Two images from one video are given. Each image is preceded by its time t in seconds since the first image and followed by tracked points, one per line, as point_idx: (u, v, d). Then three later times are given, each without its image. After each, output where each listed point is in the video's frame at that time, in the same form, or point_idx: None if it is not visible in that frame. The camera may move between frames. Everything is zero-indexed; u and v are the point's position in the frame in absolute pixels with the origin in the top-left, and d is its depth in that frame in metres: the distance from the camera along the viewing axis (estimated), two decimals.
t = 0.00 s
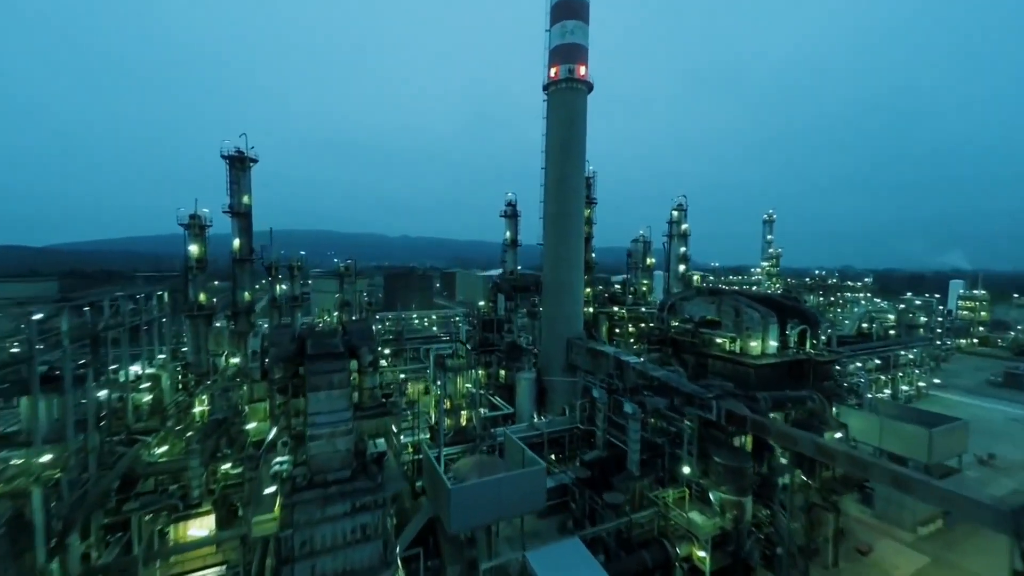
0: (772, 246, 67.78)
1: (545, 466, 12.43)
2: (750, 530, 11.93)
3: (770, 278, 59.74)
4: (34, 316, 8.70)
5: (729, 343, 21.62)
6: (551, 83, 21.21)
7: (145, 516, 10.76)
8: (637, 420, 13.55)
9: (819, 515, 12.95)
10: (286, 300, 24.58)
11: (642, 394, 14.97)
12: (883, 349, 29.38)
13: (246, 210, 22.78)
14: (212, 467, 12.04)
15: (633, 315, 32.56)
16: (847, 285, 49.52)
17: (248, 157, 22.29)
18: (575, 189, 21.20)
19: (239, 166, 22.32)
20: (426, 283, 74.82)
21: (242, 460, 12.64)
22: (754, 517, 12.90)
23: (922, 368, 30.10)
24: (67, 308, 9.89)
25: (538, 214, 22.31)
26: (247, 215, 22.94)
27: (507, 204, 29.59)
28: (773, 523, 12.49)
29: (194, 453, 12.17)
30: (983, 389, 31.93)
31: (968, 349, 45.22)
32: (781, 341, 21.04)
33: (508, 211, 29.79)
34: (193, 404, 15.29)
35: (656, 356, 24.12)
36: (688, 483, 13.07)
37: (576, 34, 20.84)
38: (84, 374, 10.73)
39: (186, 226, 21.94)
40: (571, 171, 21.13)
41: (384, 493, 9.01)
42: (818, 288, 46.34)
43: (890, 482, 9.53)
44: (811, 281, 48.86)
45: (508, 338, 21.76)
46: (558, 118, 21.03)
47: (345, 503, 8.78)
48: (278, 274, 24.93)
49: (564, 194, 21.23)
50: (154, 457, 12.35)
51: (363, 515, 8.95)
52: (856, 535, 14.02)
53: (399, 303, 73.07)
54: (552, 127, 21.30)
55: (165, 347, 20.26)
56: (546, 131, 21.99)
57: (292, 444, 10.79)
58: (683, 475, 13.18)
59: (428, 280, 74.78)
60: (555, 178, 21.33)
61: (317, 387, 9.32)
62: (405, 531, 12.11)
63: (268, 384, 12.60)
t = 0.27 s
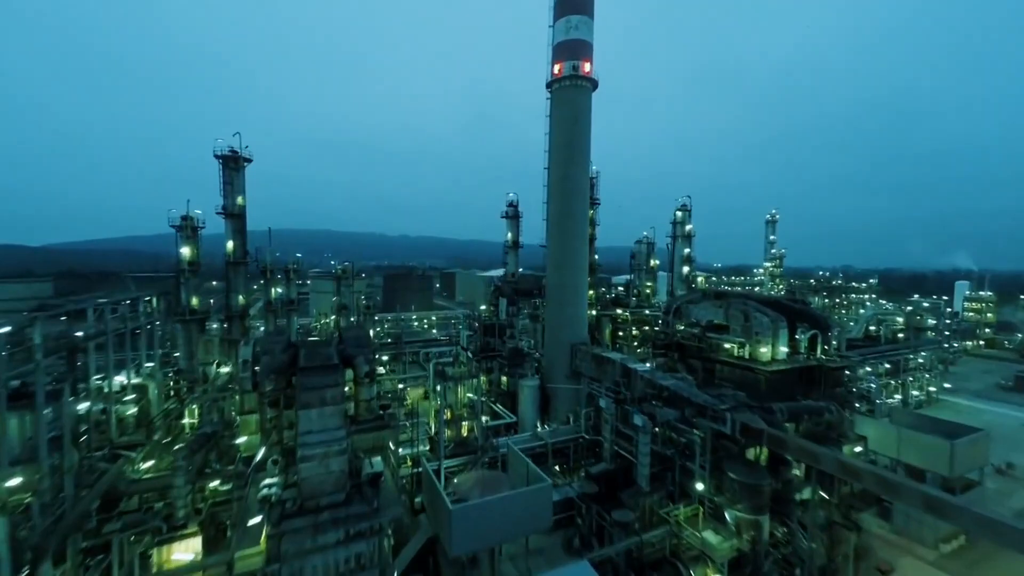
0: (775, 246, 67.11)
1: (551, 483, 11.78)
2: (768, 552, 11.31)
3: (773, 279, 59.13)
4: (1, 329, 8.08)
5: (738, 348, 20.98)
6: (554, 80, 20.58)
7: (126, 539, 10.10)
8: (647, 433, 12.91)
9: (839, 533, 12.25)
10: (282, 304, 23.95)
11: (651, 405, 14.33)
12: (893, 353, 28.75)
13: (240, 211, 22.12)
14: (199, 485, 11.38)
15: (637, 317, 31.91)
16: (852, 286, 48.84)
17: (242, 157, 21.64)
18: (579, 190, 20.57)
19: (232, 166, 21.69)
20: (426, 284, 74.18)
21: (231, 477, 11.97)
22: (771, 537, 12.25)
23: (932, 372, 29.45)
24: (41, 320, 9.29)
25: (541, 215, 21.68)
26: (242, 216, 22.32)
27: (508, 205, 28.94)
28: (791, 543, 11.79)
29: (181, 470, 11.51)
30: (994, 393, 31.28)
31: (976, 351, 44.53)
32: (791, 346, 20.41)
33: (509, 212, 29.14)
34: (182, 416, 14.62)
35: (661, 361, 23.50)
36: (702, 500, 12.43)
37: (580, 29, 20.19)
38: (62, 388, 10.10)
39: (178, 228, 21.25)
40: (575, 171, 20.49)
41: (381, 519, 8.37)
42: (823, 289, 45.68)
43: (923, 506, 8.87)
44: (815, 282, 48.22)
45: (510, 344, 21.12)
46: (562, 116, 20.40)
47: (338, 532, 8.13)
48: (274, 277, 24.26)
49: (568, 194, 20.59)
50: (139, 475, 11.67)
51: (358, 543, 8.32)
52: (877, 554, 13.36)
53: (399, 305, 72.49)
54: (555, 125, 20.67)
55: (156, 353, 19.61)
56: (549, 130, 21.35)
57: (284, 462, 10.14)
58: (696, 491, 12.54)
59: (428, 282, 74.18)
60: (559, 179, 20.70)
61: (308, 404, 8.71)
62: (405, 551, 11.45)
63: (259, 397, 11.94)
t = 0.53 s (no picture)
0: (778, 247, 66.41)
1: (560, 505, 11.03)
2: None
3: (777, 281, 58.51)
4: None
5: (749, 355, 20.24)
6: (559, 77, 19.81)
7: (101, 567, 9.40)
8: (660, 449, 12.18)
9: (865, 558, 11.58)
10: (276, 308, 23.17)
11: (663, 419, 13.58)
12: (905, 358, 27.97)
13: (233, 212, 21.35)
14: (182, 509, 10.58)
15: (641, 321, 31.13)
16: (858, 288, 48.12)
17: (234, 156, 20.86)
18: (585, 191, 19.80)
19: (225, 166, 20.91)
20: (426, 285, 73.56)
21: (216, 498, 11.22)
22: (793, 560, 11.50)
23: (945, 378, 28.67)
24: None
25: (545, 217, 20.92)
26: (235, 218, 21.55)
27: (510, 205, 28.18)
28: (814, 568, 11.04)
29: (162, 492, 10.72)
30: (1008, 399, 30.49)
31: (984, 354, 43.82)
32: (804, 353, 19.69)
33: (511, 213, 28.38)
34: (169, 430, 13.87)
35: (669, 367, 22.75)
36: (722, 523, 11.71)
37: (586, 24, 19.41)
38: (31, 407, 9.36)
39: (167, 230, 20.45)
40: (581, 171, 19.73)
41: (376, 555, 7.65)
42: (829, 291, 44.93)
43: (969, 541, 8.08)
44: (821, 284, 47.49)
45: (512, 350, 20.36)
46: (566, 114, 19.63)
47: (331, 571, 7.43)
48: (268, 280, 23.49)
49: (573, 195, 19.83)
50: (118, 497, 10.91)
51: None
52: None
53: (399, 306, 71.88)
54: (560, 124, 19.89)
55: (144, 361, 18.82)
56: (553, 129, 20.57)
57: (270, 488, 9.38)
58: (715, 513, 11.81)
59: (428, 282, 73.60)
60: (564, 180, 19.94)
61: (297, 427, 8.01)
62: None
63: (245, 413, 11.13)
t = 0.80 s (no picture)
0: (781, 246, 65.76)
1: (568, 528, 10.37)
2: None
3: (780, 282, 57.86)
4: None
5: (759, 361, 19.60)
6: (563, 74, 19.15)
7: None
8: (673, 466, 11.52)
9: None
10: (271, 313, 22.47)
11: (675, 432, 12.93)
12: (916, 363, 27.31)
13: (226, 213, 20.64)
14: (166, 533, 9.85)
15: (646, 324, 30.46)
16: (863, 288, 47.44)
17: (227, 156, 20.16)
18: (590, 192, 19.14)
19: (216, 165, 20.23)
20: (426, 285, 72.92)
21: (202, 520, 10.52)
22: None
23: (957, 382, 27.99)
24: None
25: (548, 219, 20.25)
26: (228, 219, 20.88)
27: (512, 206, 27.49)
28: None
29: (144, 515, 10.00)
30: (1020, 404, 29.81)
31: (992, 355, 43.12)
32: (817, 360, 19.03)
33: (513, 213, 27.69)
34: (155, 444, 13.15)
35: (676, 373, 22.10)
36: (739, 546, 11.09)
37: (591, 19, 18.73)
38: None
39: (157, 232, 19.73)
40: (586, 171, 19.05)
41: None
42: (835, 292, 44.25)
43: None
44: (826, 285, 46.84)
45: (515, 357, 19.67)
46: (571, 113, 18.98)
47: None
48: (263, 284, 22.78)
49: (578, 197, 19.17)
50: (97, 521, 10.19)
51: None
52: None
53: (399, 306, 71.21)
54: (564, 122, 19.23)
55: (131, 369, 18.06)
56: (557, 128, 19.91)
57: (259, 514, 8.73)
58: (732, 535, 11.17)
59: (428, 282, 72.96)
60: (568, 180, 19.28)
61: (284, 452, 7.36)
62: None
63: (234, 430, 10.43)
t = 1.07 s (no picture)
0: (785, 247, 64.95)
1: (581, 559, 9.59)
2: None
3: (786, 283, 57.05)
4: None
5: (773, 369, 18.82)
6: (569, 70, 18.39)
7: None
8: (691, 489, 10.71)
9: None
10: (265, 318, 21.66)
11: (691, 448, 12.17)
12: (930, 368, 26.51)
13: (217, 215, 19.84)
14: (144, 565, 9.05)
15: (651, 328, 29.70)
16: (870, 290, 46.60)
17: (219, 155, 19.36)
18: (597, 193, 18.38)
19: (207, 165, 19.43)
20: (427, 285, 72.19)
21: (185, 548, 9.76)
22: None
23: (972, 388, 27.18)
24: None
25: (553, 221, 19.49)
26: (221, 221, 20.10)
27: (514, 207, 26.72)
28: None
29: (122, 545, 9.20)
30: None
31: (1003, 358, 42.31)
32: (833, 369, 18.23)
33: (515, 215, 26.91)
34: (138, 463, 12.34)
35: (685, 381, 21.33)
36: None
37: (599, 12, 17.95)
38: None
39: (146, 235, 18.90)
40: (593, 171, 18.29)
41: None
42: (843, 294, 43.44)
43: None
44: (833, 286, 46.04)
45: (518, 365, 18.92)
46: (577, 111, 18.24)
47: None
48: (256, 288, 21.96)
49: (584, 197, 18.40)
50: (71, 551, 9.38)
51: None
52: None
53: (398, 307, 70.46)
54: (570, 120, 18.49)
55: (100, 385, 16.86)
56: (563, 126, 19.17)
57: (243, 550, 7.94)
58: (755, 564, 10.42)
59: (429, 282, 72.24)
60: (574, 181, 18.52)
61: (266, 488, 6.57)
62: None
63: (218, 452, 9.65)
